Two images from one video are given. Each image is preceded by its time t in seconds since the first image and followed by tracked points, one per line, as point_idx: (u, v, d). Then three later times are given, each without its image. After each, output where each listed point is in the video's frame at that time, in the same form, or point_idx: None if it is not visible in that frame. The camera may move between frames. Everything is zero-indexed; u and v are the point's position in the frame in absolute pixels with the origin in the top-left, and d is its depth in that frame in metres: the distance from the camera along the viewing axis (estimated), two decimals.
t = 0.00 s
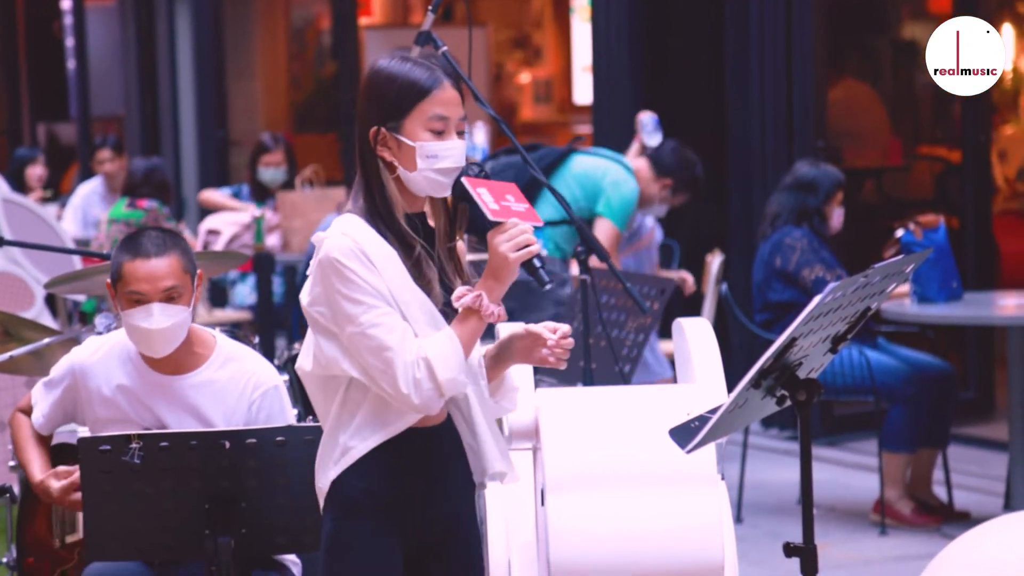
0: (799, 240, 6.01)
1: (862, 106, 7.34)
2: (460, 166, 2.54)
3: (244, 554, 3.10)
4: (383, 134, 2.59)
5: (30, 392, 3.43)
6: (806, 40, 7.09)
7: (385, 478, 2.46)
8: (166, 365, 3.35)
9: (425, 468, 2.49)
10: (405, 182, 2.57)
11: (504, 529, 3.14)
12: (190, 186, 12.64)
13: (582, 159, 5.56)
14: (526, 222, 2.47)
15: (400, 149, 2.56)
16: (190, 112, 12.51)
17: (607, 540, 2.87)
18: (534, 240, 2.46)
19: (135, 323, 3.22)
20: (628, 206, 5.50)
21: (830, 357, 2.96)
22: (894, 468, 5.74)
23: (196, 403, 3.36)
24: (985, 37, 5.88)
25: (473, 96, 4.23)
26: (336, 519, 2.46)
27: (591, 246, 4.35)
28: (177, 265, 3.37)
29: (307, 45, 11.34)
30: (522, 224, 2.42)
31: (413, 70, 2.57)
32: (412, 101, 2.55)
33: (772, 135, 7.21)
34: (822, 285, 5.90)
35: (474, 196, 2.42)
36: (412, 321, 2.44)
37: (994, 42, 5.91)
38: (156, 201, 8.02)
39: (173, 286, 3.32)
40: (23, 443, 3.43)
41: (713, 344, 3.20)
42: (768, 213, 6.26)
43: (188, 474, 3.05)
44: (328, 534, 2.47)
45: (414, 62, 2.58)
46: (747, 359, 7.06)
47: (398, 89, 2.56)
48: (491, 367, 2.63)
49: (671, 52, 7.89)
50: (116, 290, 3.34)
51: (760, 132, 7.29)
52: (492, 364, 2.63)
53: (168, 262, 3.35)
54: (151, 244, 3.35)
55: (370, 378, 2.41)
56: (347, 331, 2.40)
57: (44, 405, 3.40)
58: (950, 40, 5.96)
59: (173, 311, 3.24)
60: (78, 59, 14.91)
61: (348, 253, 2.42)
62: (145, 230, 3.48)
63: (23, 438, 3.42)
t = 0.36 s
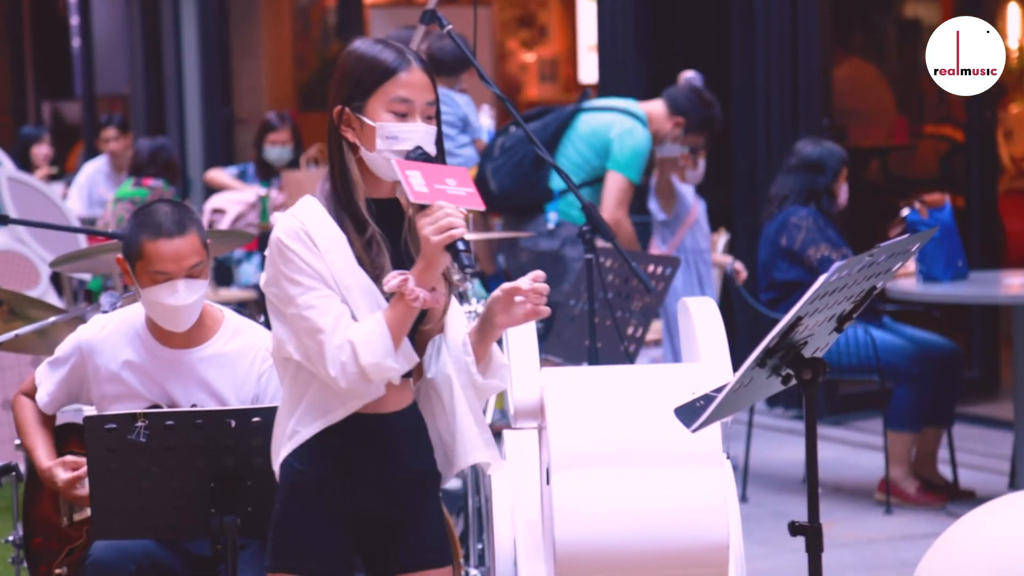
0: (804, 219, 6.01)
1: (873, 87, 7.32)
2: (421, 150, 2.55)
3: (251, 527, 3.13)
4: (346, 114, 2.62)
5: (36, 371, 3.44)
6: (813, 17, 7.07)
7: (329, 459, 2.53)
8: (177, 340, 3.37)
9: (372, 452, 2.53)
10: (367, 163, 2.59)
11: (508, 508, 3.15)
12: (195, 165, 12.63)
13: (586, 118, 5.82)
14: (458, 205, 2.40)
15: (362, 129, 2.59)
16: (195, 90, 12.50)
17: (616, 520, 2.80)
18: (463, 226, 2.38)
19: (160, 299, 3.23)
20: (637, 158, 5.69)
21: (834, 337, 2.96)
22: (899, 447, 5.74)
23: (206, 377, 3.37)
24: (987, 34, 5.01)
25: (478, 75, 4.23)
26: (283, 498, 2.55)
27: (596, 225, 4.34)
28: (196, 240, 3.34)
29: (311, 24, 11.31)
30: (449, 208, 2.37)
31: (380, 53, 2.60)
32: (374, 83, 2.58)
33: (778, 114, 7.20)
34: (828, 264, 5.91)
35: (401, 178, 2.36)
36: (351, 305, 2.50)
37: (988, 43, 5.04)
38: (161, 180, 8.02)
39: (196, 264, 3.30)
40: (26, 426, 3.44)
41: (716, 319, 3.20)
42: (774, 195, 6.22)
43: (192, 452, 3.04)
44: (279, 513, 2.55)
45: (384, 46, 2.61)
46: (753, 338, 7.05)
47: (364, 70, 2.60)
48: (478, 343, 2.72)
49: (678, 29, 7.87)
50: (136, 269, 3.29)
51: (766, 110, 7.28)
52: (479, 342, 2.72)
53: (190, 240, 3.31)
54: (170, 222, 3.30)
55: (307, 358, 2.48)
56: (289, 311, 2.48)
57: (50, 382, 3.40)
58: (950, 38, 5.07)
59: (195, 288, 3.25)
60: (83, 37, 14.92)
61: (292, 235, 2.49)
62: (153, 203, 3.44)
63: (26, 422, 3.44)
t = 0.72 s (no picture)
0: (823, 207, 5.99)
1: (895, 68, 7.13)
2: (391, 146, 2.59)
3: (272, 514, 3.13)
4: (311, 117, 2.64)
5: (58, 359, 3.46)
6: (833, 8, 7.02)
7: (307, 458, 2.55)
8: (200, 324, 3.36)
9: (350, 448, 2.57)
10: (336, 163, 2.62)
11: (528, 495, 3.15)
12: (215, 153, 12.64)
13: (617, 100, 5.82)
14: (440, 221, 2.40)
15: (329, 130, 2.62)
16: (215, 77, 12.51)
17: (636, 508, 2.80)
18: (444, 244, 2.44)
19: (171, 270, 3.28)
20: (670, 144, 5.74)
21: (853, 324, 2.96)
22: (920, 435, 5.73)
23: (227, 362, 3.36)
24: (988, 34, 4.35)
25: (497, 63, 4.22)
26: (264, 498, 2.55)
27: (615, 213, 4.35)
28: (214, 217, 3.40)
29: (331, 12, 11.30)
30: (432, 226, 2.42)
31: (339, 48, 2.62)
32: (338, 80, 2.61)
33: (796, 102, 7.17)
34: (847, 252, 5.88)
35: (383, 194, 2.34)
36: (320, 310, 2.51)
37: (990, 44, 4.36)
38: (180, 168, 8.03)
39: (207, 237, 3.34)
40: (49, 414, 3.46)
41: (737, 309, 3.18)
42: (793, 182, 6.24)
43: (213, 439, 3.06)
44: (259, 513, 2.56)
45: (342, 41, 2.64)
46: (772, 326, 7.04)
47: (327, 69, 2.62)
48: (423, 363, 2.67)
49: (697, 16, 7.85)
50: (153, 241, 3.37)
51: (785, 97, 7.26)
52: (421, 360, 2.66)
53: (206, 215, 3.38)
54: (188, 198, 3.38)
55: (275, 363, 2.49)
56: (256, 315, 2.49)
57: (72, 369, 3.43)
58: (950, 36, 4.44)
59: (206, 261, 3.28)
60: (102, 26, 14.93)
61: (256, 238, 2.48)
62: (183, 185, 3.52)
63: (48, 407, 3.46)
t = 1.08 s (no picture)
0: (837, 202, 5.99)
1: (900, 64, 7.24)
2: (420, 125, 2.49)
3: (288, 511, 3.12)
4: (337, 106, 2.52)
5: (74, 356, 3.48)
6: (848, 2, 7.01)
7: (363, 453, 2.46)
8: (210, 326, 3.36)
9: (401, 438, 2.50)
10: (365, 149, 2.51)
11: (541, 492, 3.14)
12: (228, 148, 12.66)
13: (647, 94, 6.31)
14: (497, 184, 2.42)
15: (356, 117, 2.50)
16: (229, 72, 12.53)
17: (648, 504, 2.80)
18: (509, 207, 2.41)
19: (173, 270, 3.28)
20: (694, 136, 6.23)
21: (868, 319, 2.95)
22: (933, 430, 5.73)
23: (237, 362, 3.36)
24: (986, 32, 4.91)
25: (511, 58, 4.20)
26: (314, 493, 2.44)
27: (629, 207, 4.35)
28: (212, 216, 3.43)
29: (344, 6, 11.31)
30: (496, 191, 2.39)
31: (357, 33, 2.50)
32: (361, 65, 2.49)
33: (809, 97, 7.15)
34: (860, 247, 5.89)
35: (442, 166, 2.42)
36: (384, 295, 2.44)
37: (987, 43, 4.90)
38: (194, 162, 8.04)
39: (206, 233, 3.37)
40: (64, 409, 3.48)
41: (751, 303, 3.17)
42: (806, 177, 6.23)
43: (226, 434, 3.06)
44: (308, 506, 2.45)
45: (356, 26, 2.52)
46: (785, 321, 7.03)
47: (347, 56, 2.50)
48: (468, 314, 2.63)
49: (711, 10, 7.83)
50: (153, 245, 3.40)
51: (799, 91, 7.23)
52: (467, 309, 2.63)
53: (202, 214, 3.41)
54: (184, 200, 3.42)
55: (344, 352, 2.38)
56: (319, 309, 2.37)
57: (86, 368, 3.44)
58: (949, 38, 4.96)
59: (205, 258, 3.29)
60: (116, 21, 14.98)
61: (312, 231, 2.38)
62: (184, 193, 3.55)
63: (63, 401, 3.48)
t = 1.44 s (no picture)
0: (843, 201, 5.98)
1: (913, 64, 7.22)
2: (476, 125, 2.51)
3: (290, 508, 3.13)
4: (396, 100, 2.54)
5: (80, 351, 3.48)
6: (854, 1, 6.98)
7: (423, 450, 2.47)
8: (214, 321, 3.37)
9: (453, 432, 2.50)
10: (421, 145, 2.53)
11: (548, 492, 3.14)
12: (235, 149, 12.70)
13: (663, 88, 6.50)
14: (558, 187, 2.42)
15: (415, 113, 2.52)
16: (235, 72, 12.54)
17: (653, 503, 2.80)
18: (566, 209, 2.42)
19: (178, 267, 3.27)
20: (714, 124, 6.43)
21: (874, 318, 2.95)
22: (940, 429, 5.73)
23: (242, 357, 3.37)
24: (988, 35, 4.40)
25: (517, 56, 4.20)
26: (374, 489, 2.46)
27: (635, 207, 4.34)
28: (221, 210, 3.41)
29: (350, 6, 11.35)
30: (554, 192, 2.39)
31: (421, 32, 2.52)
32: (423, 64, 2.51)
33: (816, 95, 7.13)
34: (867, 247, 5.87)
35: (504, 164, 2.41)
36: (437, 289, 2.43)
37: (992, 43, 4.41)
38: (201, 162, 8.04)
39: (214, 230, 3.36)
40: (71, 402, 3.48)
41: (757, 302, 3.16)
42: (814, 176, 6.22)
43: (233, 433, 3.05)
44: (367, 507, 2.47)
45: (421, 24, 2.54)
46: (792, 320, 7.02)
47: (409, 52, 2.52)
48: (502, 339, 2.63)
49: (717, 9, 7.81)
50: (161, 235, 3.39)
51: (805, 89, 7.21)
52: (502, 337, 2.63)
53: (211, 207, 3.39)
54: (194, 194, 3.40)
55: (396, 346, 2.38)
56: (373, 302, 2.37)
57: (93, 362, 3.44)
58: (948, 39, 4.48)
59: (211, 255, 3.28)
60: (124, 20, 15.00)
61: (369, 224, 2.38)
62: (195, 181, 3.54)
63: (70, 396, 3.48)
